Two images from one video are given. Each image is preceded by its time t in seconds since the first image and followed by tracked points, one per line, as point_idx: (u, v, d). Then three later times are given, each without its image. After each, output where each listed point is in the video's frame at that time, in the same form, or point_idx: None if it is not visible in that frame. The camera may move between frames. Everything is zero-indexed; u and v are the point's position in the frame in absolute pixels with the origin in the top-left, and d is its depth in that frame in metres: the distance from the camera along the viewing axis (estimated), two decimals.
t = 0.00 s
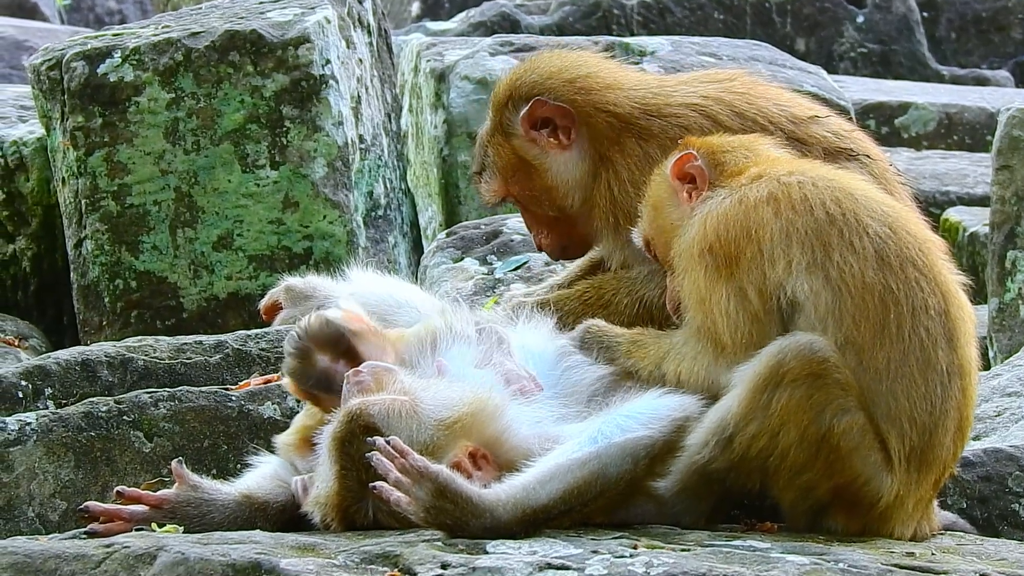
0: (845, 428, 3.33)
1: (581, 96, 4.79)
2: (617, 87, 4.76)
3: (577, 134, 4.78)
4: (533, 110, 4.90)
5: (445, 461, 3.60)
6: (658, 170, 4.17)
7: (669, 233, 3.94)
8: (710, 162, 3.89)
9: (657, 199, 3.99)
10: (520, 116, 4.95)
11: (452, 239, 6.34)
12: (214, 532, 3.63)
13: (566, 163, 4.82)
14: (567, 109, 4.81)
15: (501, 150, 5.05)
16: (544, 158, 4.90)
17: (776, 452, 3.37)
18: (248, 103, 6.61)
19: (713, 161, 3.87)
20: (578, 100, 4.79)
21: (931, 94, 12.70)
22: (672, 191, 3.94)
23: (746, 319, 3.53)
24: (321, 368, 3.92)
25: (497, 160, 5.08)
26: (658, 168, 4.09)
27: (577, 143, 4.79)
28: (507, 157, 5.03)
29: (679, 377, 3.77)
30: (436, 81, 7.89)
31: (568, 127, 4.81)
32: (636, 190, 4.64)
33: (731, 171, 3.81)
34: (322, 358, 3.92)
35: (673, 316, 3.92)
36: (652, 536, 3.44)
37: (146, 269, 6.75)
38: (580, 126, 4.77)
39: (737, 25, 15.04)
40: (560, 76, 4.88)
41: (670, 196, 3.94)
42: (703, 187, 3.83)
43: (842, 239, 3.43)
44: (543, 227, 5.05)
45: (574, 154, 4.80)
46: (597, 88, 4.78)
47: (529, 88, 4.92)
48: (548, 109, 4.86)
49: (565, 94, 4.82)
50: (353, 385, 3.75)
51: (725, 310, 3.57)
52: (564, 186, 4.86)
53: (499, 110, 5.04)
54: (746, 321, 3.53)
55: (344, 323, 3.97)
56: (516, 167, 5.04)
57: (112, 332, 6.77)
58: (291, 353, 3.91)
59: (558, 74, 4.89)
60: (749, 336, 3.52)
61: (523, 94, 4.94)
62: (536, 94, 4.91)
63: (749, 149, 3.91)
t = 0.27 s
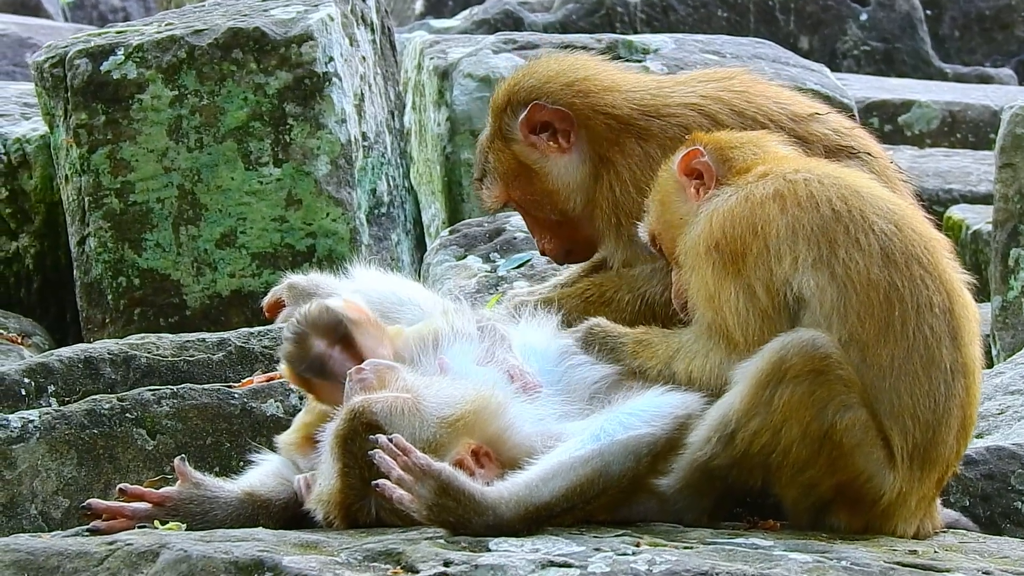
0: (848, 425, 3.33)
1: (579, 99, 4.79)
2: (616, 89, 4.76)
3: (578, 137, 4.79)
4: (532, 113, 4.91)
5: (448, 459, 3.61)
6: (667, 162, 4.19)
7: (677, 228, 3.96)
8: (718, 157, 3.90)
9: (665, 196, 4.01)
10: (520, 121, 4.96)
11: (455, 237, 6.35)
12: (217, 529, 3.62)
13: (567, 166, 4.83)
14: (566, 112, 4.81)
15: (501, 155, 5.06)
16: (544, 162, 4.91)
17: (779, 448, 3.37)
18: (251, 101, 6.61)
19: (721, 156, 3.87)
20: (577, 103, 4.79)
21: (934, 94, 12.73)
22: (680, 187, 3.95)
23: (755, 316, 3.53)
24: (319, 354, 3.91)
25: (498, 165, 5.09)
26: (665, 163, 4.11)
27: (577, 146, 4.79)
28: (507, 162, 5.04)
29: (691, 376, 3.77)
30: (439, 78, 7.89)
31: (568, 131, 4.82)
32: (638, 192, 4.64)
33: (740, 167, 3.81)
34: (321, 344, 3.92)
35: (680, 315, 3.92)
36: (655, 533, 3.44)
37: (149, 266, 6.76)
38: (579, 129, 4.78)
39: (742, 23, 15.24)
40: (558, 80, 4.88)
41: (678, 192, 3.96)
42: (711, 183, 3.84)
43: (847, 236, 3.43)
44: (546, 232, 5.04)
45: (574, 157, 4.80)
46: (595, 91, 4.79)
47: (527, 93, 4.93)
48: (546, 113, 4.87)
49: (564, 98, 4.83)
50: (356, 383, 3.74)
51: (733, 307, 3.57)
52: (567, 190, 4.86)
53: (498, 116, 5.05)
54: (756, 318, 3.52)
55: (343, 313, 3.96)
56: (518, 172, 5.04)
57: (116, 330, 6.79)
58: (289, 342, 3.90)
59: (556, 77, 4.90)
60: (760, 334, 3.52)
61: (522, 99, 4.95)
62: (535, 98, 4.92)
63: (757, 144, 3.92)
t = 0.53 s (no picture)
0: (849, 426, 3.33)
1: (581, 96, 4.82)
2: (617, 86, 4.81)
3: (580, 134, 4.79)
4: (533, 112, 4.91)
5: (450, 459, 3.61)
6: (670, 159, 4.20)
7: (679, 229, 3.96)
8: (722, 158, 3.90)
9: (668, 196, 4.01)
10: (521, 119, 4.95)
11: (457, 237, 6.36)
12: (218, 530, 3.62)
13: (568, 164, 4.83)
14: (567, 110, 4.83)
15: (502, 154, 5.03)
16: (546, 161, 4.89)
17: (781, 449, 3.37)
18: (253, 102, 6.60)
19: (724, 157, 3.88)
20: (579, 100, 4.82)
21: (936, 94, 12.74)
22: (684, 187, 3.95)
23: (758, 316, 3.53)
24: (319, 376, 3.90)
25: (499, 165, 5.05)
26: (669, 163, 4.11)
27: (578, 144, 4.80)
28: (508, 161, 5.01)
29: (693, 375, 3.77)
30: (442, 79, 7.89)
31: (570, 129, 4.83)
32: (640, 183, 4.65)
33: (745, 168, 3.81)
34: (322, 365, 3.90)
35: (682, 314, 3.93)
36: (657, 534, 3.43)
37: (151, 267, 6.76)
38: (580, 126, 4.79)
39: (744, 24, 15.37)
40: (558, 79, 4.92)
41: (681, 192, 3.96)
42: (714, 184, 3.84)
43: (849, 237, 3.44)
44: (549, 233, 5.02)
45: (576, 155, 4.81)
46: (597, 89, 4.83)
47: (529, 91, 4.94)
48: (547, 111, 4.88)
49: (565, 95, 4.86)
50: (358, 384, 3.75)
51: (736, 307, 3.58)
52: (569, 188, 4.85)
53: (500, 115, 5.04)
54: (758, 318, 3.53)
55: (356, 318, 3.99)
56: (519, 172, 5.00)
57: (118, 331, 6.79)
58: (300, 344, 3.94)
59: (557, 76, 4.94)
60: (763, 334, 3.52)
61: (524, 98, 4.95)
62: (536, 97, 4.93)
63: (761, 145, 3.92)
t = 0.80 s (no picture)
0: (851, 427, 3.33)
1: (581, 99, 4.80)
2: (618, 89, 4.77)
3: (580, 137, 4.79)
4: (533, 115, 4.91)
5: (451, 459, 3.61)
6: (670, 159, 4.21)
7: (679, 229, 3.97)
8: (722, 160, 3.91)
9: (669, 197, 4.00)
10: (521, 122, 4.96)
11: (459, 238, 6.37)
12: (220, 530, 3.62)
13: (569, 166, 4.84)
14: (567, 113, 4.82)
15: (503, 156, 5.06)
16: (546, 163, 4.91)
17: (783, 450, 3.37)
18: (255, 102, 6.60)
19: (724, 159, 3.89)
20: (579, 103, 4.80)
21: (938, 94, 12.75)
22: (683, 188, 3.96)
23: (758, 317, 3.53)
24: (326, 367, 3.93)
25: (499, 167, 5.09)
26: (669, 162, 4.12)
27: (579, 147, 4.80)
28: (509, 163, 5.03)
29: (693, 373, 3.77)
30: (443, 79, 7.91)
31: (571, 131, 4.82)
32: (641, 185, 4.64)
33: (744, 170, 3.82)
34: (327, 357, 3.94)
35: (678, 314, 3.96)
36: (659, 535, 3.44)
37: (153, 267, 6.76)
38: (581, 129, 4.79)
39: (744, 24, 15.33)
40: (559, 81, 4.89)
41: (681, 192, 3.96)
42: (713, 185, 3.85)
43: (848, 238, 3.44)
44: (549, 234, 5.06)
45: (577, 157, 4.81)
46: (598, 91, 4.80)
47: (530, 94, 4.93)
48: (548, 113, 4.87)
49: (566, 98, 4.84)
50: (359, 384, 3.75)
51: (734, 309, 3.58)
52: (570, 190, 4.88)
53: (501, 117, 5.05)
54: (758, 319, 3.53)
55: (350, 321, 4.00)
56: (519, 174, 5.05)
57: (119, 331, 6.79)
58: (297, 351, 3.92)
59: (557, 78, 4.91)
60: (764, 336, 3.52)
61: (524, 100, 4.96)
62: (536, 99, 4.92)
63: (762, 147, 3.92)
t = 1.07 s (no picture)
0: (852, 428, 3.33)
1: (582, 106, 4.78)
2: (619, 94, 4.75)
3: (580, 145, 4.79)
4: (534, 122, 4.91)
5: (454, 459, 3.61)
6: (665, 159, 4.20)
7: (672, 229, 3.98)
8: (714, 160, 3.90)
9: (660, 197, 4.02)
10: (521, 128, 4.96)
11: (460, 237, 6.38)
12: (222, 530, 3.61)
13: (569, 173, 4.85)
14: (568, 120, 4.81)
15: (503, 162, 5.08)
16: (546, 170, 4.93)
17: (785, 450, 3.37)
18: (256, 102, 6.60)
19: (716, 159, 3.89)
20: (580, 110, 4.79)
21: (939, 94, 12.76)
22: (675, 188, 3.96)
23: (758, 318, 3.53)
24: (328, 349, 3.89)
25: (500, 173, 5.12)
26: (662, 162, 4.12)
27: (579, 153, 4.80)
28: (510, 169, 5.06)
29: (693, 374, 3.75)
30: (444, 79, 7.92)
31: (571, 138, 4.82)
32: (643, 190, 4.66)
33: (737, 171, 3.82)
34: (329, 340, 3.91)
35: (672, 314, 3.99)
36: (660, 534, 3.44)
37: (154, 267, 6.76)
38: (581, 135, 4.78)
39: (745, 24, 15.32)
40: (560, 87, 4.87)
41: (672, 193, 3.97)
42: (706, 186, 3.84)
43: (844, 239, 3.43)
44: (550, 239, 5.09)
45: (577, 164, 4.82)
46: (598, 97, 4.78)
47: (530, 100, 4.92)
48: (548, 121, 4.87)
49: (566, 105, 4.82)
50: (360, 383, 3.74)
51: (733, 310, 3.58)
52: (570, 198, 4.89)
53: (501, 123, 5.05)
54: (758, 321, 3.53)
55: (349, 313, 3.96)
56: (520, 181, 5.07)
57: (120, 331, 6.79)
58: (295, 343, 3.88)
59: (557, 84, 4.89)
60: (765, 337, 3.52)
61: (524, 107, 4.94)
62: (536, 106, 4.91)
63: (754, 147, 3.92)
